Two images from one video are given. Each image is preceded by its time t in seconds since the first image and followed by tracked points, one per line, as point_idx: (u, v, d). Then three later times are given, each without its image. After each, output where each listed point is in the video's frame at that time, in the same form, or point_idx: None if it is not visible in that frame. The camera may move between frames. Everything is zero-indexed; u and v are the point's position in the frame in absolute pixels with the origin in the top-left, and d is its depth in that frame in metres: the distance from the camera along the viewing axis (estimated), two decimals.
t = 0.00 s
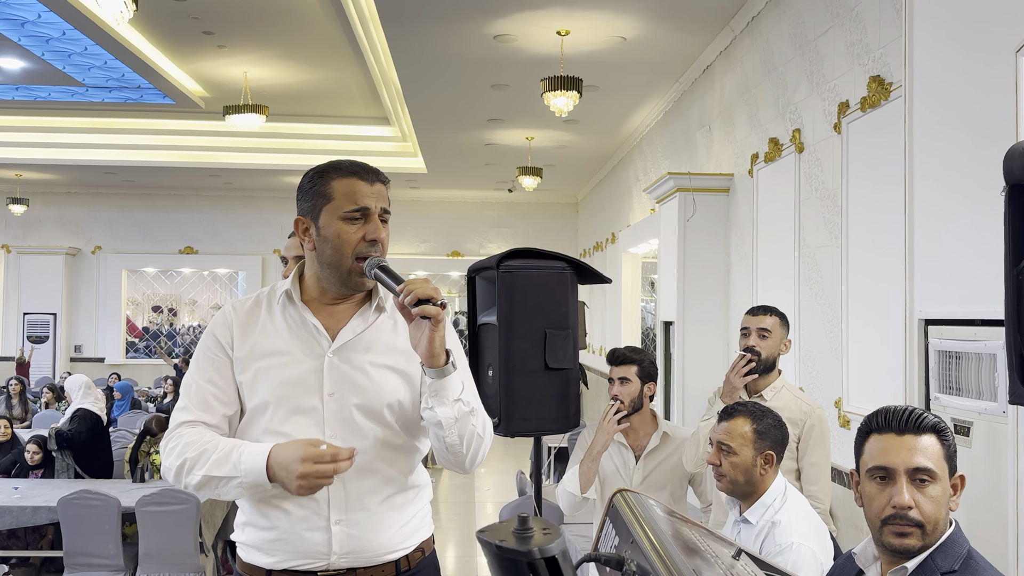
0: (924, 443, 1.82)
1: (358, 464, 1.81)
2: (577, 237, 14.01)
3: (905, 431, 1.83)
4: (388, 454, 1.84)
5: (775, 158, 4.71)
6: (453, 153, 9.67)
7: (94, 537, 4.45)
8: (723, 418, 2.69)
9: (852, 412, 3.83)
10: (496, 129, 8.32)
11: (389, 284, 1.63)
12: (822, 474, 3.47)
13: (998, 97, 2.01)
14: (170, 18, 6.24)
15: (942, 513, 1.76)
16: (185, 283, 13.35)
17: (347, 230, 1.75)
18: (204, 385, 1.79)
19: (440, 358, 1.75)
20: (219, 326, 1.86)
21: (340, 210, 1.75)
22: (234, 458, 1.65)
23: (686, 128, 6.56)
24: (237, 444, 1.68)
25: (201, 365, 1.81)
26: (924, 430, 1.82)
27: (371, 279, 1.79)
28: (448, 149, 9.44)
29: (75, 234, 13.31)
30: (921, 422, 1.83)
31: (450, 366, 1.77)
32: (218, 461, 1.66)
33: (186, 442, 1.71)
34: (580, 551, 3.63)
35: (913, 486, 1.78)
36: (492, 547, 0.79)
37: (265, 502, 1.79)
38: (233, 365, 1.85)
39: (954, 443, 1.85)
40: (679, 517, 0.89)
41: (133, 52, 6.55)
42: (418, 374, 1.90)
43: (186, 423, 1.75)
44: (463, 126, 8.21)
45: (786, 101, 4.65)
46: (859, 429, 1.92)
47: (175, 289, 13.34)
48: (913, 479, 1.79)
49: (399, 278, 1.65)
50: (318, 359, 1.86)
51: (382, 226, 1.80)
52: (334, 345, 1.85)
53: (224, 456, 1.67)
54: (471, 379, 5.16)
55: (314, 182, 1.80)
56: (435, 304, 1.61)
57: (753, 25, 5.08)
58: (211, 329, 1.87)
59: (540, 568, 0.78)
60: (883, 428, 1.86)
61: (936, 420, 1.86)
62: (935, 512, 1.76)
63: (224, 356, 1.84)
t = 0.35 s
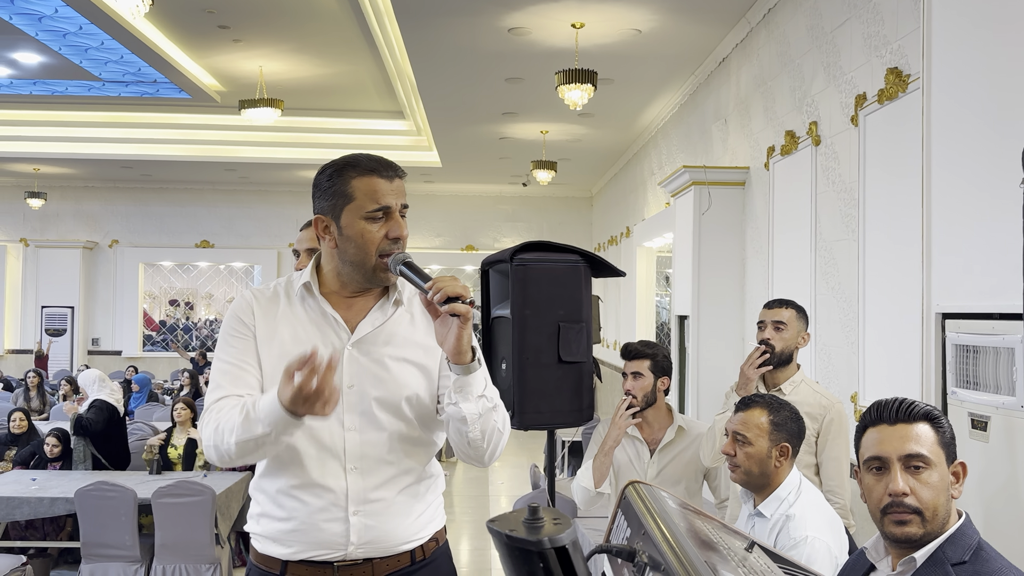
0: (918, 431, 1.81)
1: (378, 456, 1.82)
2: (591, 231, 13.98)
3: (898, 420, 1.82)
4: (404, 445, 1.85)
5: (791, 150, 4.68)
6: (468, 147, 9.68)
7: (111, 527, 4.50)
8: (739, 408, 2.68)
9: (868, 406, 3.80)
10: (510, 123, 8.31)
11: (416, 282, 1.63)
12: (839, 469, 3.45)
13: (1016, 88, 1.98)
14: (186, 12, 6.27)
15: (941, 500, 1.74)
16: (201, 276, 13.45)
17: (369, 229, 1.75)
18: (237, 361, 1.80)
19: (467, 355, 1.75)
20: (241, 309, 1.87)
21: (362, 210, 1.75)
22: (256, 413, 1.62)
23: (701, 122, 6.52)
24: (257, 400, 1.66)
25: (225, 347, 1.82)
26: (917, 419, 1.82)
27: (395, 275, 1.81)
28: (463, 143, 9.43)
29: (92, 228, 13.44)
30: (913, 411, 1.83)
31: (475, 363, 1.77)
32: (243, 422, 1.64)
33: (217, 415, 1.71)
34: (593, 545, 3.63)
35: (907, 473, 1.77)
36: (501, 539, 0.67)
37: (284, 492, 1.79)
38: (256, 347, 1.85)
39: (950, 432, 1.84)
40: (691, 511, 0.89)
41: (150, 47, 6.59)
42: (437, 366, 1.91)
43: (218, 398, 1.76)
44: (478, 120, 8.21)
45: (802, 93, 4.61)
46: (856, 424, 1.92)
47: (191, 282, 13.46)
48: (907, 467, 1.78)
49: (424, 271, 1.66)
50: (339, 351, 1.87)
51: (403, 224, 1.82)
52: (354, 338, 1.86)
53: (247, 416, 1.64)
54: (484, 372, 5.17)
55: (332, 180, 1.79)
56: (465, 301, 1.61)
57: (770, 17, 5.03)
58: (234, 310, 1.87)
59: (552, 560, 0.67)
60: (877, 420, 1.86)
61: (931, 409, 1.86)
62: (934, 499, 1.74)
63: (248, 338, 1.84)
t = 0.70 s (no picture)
0: (934, 423, 1.78)
1: (394, 447, 1.81)
2: (605, 224, 13.93)
3: (915, 413, 1.79)
4: (421, 437, 1.84)
5: (808, 142, 4.62)
6: (482, 139, 9.66)
7: (126, 518, 4.53)
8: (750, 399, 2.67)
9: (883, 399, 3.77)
10: (524, 115, 8.28)
11: (437, 273, 1.62)
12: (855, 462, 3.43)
13: None
14: (200, 5, 6.28)
15: (957, 493, 1.71)
16: (216, 269, 13.53)
17: (391, 214, 1.74)
18: (238, 370, 1.77)
19: (489, 348, 1.75)
20: (252, 309, 1.84)
21: (388, 193, 1.74)
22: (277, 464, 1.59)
23: (716, 113, 6.47)
24: (280, 446, 1.62)
25: (237, 352, 1.79)
26: (934, 411, 1.78)
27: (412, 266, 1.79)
28: (476, 135, 9.41)
29: (109, 221, 13.53)
30: (930, 403, 1.78)
31: (497, 357, 1.77)
32: (262, 465, 1.61)
33: (230, 439, 1.68)
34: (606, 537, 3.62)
35: (923, 466, 1.74)
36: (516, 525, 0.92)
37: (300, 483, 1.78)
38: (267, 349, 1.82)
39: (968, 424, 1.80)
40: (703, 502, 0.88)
41: (164, 40, 6.61)
42: (452, 358, 1.91)
43: (227, 415, 1.73)
44: (491, 112, 8.18)
45: (819, 83, 4.55)
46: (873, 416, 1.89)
47: (206, 275, 13.54)
48: (924, 460, 1.75)
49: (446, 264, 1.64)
50: (354, 344, 1.85)
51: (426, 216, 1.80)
52: (369, 331, 1.85)
53: (267, 461, 1.61)
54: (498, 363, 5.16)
55: (365, 162, 1.79)
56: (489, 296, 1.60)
57: (787, 6, 4.97)
58: (247, 310, 1.84)
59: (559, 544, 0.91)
60: (893, 413, 1.82)
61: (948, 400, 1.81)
62: (950, 492, 1.71)
63: (258, 341, 1.82)
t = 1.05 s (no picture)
0: (964, 419, 1.76)
1: (407, 437, 1.81)
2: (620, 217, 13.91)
3: (945, 407, 1.77)
4: (432, 429, 1.84)
5: (823, 134, 4.60)
6: (496, 132, 9.66)
7: (146, 506, 4.59)
8: (755, 390, 2.69)
9: (898, 391, 3.76)
10: (538, 108, 8.27)
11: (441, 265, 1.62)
12: (872, 454, 3.44)
13: None
14: None
15: (983, 490, 1.71)
16: (233, 263, 13.63)
17: (395, 206, 1.75)
18: (251, 356, 1.83)
19: (492, 342, 1.73)
20: (272, 299, 1.88)
21: (391, 184, 1.75)
22: (268, 471, 1.66)
23: (731, 105, 6.43)
24: (274, 454, 1.68)
25: (256, 340, 1.84)
26: (965, 406, 1.76)
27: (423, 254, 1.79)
28: (491, 128, 9.42)
29: (127, 215, 13.64)
30: (961, 397, 1.77)
31: (501, 349, 1.75)
32: (257, 467, 1.68)
33: (234, 431, 1.76)
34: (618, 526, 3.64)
35: (952, 462, 1.73)
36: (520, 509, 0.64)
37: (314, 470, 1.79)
38: (284, 338, 1.86)
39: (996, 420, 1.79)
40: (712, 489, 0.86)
41: (181, 34, 6.65)
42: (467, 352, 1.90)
43: (237, 400, 1.80)
44: (505, 105, 8.18)
45: (834, 74, 4.53)
46: (899, 406, 1.87)
47: (224, 268, 13.64)
48: (952, 455, 1.74)
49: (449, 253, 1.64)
50: (371, 335, 1.86)
51: (434, 203, 1.80)
52: (386, 322, 1.85)
53: (260, 466, 1.68)
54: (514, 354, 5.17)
55: (370, 156, 1.81)
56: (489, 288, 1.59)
57: None
58: (268, 298, 1.89)
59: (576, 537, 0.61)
60: (922, 405, 1.80)
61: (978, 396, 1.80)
62: (975, 489, 1.71)
63: (275, 329, 1.86)
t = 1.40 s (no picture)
0: (980, 412, 1.75)
1: (410, 426, 1.58)
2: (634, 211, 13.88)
3: (960, 400, 1.75)
4: (433, 419, 1.59)
5: (839, 127, 4.58)
6: (510, 127, 9.65)
7: (162, 498, 4.62)
8: (766, 385, 2.67)
9: (915, 387, 3.73)
10: (552, 102, 8.26)
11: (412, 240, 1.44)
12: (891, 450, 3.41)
13: None
14: None
15: (999, 484, 1.69)
16: (249, 257, 13.70)
17: (387, 199, 1.55)
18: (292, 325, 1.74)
19: (443, 319, 1.38)
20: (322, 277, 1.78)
21: (384, 176, 1.56)
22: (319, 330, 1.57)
23: (747, 98, 6.41)
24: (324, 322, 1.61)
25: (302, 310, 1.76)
26: (981, 400, 1.74)
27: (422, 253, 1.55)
28: (505, 123, 9.40)
29: (144, 210, 13.73)
30: (978, 391, 1.75)
31: (455, 331, 1.39)
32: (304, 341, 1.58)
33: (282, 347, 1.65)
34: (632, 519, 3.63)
35: (966, 456, 1.72)
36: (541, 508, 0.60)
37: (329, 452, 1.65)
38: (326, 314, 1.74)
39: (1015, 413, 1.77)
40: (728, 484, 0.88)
41: (197, 29, 6.66)
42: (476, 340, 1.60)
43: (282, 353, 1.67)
44: (520, 99, 8.17)
45: (851, 67, 4.51)
46: (916, 400, 1.86)
47: (240, 263, 13.72)
48: (967, 449, 1.72)
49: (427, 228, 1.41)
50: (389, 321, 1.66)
51: (432, 196, 1.53)
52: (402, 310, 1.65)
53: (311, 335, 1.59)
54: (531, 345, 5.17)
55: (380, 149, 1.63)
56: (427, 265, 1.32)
57: None
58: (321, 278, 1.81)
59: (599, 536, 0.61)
60: (938, 399, 1.79)
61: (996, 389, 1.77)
62: (991, 483, 1.70)
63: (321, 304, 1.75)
